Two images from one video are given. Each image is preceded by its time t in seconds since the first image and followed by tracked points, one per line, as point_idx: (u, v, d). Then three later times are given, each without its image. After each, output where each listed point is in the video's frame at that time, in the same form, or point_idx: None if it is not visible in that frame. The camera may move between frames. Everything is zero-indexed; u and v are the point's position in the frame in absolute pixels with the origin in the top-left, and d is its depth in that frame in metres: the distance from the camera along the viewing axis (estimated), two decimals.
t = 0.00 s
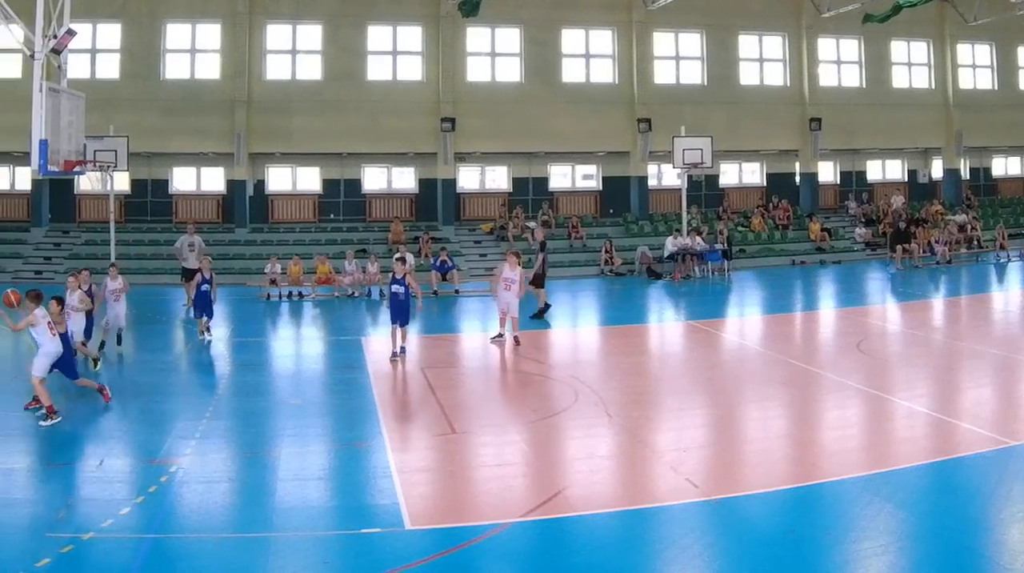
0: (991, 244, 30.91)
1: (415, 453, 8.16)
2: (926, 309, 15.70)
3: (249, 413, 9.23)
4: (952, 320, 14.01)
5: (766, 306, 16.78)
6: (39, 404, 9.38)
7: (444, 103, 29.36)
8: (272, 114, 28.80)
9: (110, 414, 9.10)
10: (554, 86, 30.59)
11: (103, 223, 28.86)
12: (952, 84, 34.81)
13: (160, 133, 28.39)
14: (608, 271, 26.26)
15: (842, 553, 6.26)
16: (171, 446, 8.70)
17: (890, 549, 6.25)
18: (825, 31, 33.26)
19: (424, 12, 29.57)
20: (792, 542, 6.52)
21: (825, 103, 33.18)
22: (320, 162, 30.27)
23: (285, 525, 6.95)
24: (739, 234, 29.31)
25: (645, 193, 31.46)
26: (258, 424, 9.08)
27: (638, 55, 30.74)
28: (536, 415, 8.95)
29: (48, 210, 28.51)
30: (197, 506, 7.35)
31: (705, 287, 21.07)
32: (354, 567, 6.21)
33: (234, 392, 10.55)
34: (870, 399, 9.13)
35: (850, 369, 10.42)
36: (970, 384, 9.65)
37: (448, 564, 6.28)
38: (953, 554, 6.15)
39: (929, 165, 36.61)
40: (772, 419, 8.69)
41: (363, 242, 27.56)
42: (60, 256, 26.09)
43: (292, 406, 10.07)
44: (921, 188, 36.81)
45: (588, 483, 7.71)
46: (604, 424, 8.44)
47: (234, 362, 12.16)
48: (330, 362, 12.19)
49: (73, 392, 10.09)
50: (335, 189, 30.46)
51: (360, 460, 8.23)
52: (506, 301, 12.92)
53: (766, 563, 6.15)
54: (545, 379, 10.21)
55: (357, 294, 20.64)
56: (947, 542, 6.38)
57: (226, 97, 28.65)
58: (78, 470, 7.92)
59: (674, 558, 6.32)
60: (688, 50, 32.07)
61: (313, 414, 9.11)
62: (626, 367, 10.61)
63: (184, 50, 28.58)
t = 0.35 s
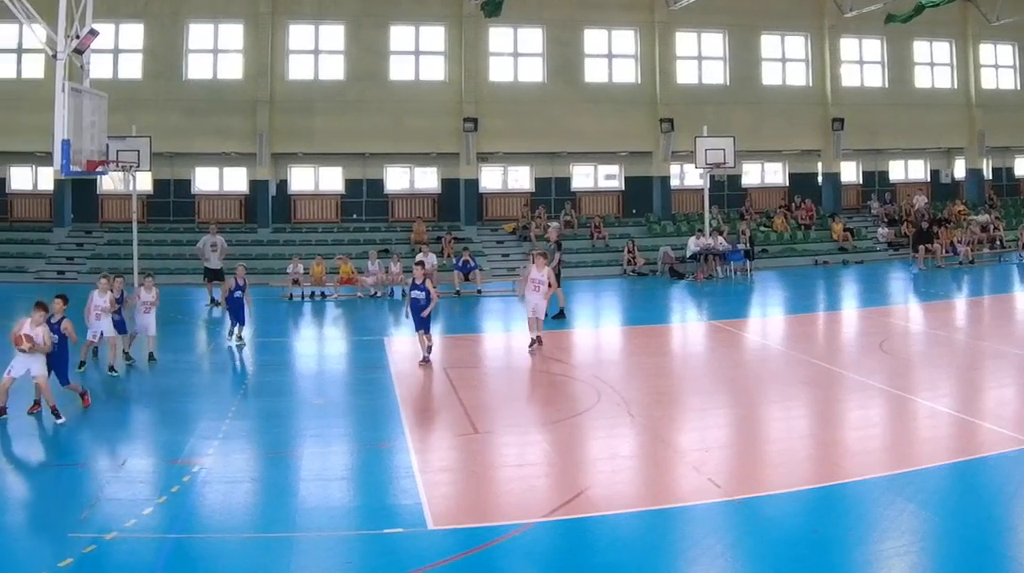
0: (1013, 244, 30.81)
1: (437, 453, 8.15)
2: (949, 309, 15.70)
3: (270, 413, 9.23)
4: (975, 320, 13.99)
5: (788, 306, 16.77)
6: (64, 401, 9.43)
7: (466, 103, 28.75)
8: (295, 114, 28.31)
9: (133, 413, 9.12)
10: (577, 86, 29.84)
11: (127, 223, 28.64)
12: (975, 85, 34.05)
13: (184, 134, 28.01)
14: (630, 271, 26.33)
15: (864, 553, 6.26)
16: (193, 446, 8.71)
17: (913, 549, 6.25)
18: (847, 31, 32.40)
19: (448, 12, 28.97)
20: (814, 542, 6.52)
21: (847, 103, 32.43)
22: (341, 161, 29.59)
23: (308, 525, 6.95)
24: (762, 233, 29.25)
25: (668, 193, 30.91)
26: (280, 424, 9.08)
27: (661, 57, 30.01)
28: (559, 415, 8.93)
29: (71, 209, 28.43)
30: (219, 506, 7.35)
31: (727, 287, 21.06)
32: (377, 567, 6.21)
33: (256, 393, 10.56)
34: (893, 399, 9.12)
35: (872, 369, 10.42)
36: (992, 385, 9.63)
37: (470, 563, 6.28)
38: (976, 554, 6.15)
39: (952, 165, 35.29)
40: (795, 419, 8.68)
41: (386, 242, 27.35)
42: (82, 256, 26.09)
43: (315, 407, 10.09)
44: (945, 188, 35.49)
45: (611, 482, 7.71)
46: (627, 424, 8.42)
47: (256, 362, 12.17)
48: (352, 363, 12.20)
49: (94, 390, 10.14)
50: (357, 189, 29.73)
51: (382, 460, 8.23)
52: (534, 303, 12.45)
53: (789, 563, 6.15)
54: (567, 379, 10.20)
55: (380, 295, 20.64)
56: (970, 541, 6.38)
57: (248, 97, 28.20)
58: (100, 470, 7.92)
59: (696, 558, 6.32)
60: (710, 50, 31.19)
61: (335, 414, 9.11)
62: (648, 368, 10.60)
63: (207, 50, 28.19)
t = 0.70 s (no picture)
0: None
1: (457, 453, 8.16)
2: (970, 309, 15.70)
3: (290, 413, 9.22)
4: (996, 320, 13.97)
5: (809, 306, 16.76)
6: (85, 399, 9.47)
7: (487, 104, 28.68)
8: (316, 115, 28.30)
9: (155, 412, 9.14)
10: (597, 86, 29.68)
11: (148, 223, 28.61)
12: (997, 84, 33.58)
13: (204, 134, 27.97)
14: (651, 271, 26.13)
15: (885, 553, 6.26)
16: (215, 445, 8.71)
17: (933, 549, 6.25)
18: (868, 31, 32.11)
19: (469, 12, 28.88)
20: (834, 541, 6.51)
21: (869, 104, 32.11)
22: (363, 161, 29.66)
23: (328, 525, 6.96)
24: (783, 234, 29.08)
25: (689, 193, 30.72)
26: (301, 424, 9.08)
27: (682, 57, 29.80)
28: (580, 415, 8.92)
29: (92, 209, 28.37)
30: (241, 506, 7.36)
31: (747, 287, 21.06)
32: (398, 567, 6.22)
33: (277, 393, 10.56)
34: (914, 399, 9.12)
35: (893, 369, 10.41)
36: (1013, 384, 9.62)
37: (491, 563, 6.28)
38: (996, 555, 6.15)
39: (973, 165, 35.12)
40: (816, 419, 8.68)
41: (407, 242, 27.28)
42: (103, 256, 26.04)
43: (336, 407, 10.09)
44: (966, 189, 35.38)
45: (632, 482, 7.71)
46: (647, 423, 8.41)
47: (277, 362, 12.18)
48: (373, 362, 12.21)
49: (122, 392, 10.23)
50: (378, 189, 29.83)
51: (403, 460, 8.23)
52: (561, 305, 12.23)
53: (810, 563, 6.15)
54: (588, 379, 10.18)
55: (401, 295, 20.56)
56: (989, 541, 6.39)
57: (270, 97, 28.15)
58: (121, 470, 7.93)
59: (717, 558, 6.32)
60: (731, 50, 30.96)
61: (356, 413, 9.11)
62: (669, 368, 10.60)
63: (227, 50, 28.16)
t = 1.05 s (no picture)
0: None
1: (480, 453, 8.16)
2: (993, 310, 15.68)
3: (313, 413, 9.23)
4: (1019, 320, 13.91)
5: (832, 306, 16.76)
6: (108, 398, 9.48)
7: (510, 103, 28.59)
8: (339, 115, 28.28)
9: (180, 411, 9.14)
10: (620, 86, 29.65)
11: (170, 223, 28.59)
12: (1020, 83, 33.43)
13: (225, 135, 27.98)
14: (673, 271, 26.00)
15: (909, 553, 6.26)
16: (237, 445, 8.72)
17: (957, 549, 6.24)
18: (890, 31, 32.00)
19: (491, 12, 28.83)
20: (857, 541, 6.51)
21: (892, 104, 32.08)
22: (385, 161, 29.56)
23: (352, 525, 6.96)
24: (805, 234, 28.79)
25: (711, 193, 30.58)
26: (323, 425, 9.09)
27: (705, 57, 29.70)
28: (603, 415, 8.91)
29: (114, 209, 28.34)
30: (264, 506, 7.36)
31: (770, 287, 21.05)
32: (421, 567, 6.22)
33: (301, 393, 10.59)
34: (936, 399, 9.12)
35: (915, 369, 10.41)
36: None
37: (514, 563, 6.28)
38: (1020, 555, 6.13)
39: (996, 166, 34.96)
40: (838, 419, 8.67)
41: (430, 242, 27.19)
42: (126, 256, 26.03)
43: (358, 407, 10.09)
44: (988, 188, 35.25)
45: (654, 482, 7.71)
46: (670, 423, 8.41)
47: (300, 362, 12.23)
48: (395, 362, 12.23)
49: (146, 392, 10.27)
50: (400, 189, 29.80)
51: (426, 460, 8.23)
52: (593, 311, 12.20)
53: (833, 563, 6.15)
54: (610, 379, 10.18)
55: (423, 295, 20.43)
56: (1013, 541, 6.38)
57: (293, 97, 28.10)
58: (145, 470, 7.94)
59: (739, 558, 6.32)
60: (754, 50, 30.88)
61: (379, 413, 9.12)
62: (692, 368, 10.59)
63: (250, 50, 28.14)
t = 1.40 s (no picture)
0: None
1: (502, 453, 8.16)
2: (1015, 310, 15.69)
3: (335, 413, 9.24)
4: None
5: (854, 306, 16.75)
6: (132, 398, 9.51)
7: (532, 103, 28.55)
8: (362, 115, 28.23)
9: (206, 412, 9.15)
10: (643, 86, 29.57)
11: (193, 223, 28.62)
12: None
13: (246, 135, 27.96)
14: (695, 271, 25.95)
15: (931, 553, 6.26)
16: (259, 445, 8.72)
17: (979, 549, 6.24)
18: (913, 31, 31.88)
19: (513, 11, 28.79)
20: (879, 541, 6.51)
21: (916, 103, 31.96)
22: (407, 161, 29.60)
23: (373, 526, 6.95)
24: (828, 234, 28.88)
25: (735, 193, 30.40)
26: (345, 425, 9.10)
27: (727, 56, 29.61)
28: (625, 415, 8.91)
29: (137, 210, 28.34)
30: (286, 506, 7.36)
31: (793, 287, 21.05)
32: (444, 567, 6.22)
33: (324, 393, 10.62)
34: (959, 399, 9.12)
35: (937, 369, 10.40)
36: None
37: (537, 564, 6.28)
38: None
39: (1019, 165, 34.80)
40: (861, 419, 8.67)
41: (452, 242, 27.18)
42: (149, 256, 26.02)
43: (380, 407, 10.10)
44: (1012, 189, 35.01)
45: (677, 482, 7.71)
46: (693, 423, 8.41)
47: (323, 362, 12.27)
48: (417, 362, 12.25)
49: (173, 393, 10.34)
50: (423, 188, 29.78)
51: (448, 459, 8.23)
52: (626, 313, 11.67)
53: (854, 563, 6.15)
54: (632, 379, 10.19)
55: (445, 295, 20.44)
56: None
57: (316, 97, 28.11)
58: (167, 470, 7.95)
59: (761, 557, 6.32)
60: (776, 50, 30.81)
61: (402, 413, 9.13)
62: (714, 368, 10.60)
63: (272, 49, 28.15)
